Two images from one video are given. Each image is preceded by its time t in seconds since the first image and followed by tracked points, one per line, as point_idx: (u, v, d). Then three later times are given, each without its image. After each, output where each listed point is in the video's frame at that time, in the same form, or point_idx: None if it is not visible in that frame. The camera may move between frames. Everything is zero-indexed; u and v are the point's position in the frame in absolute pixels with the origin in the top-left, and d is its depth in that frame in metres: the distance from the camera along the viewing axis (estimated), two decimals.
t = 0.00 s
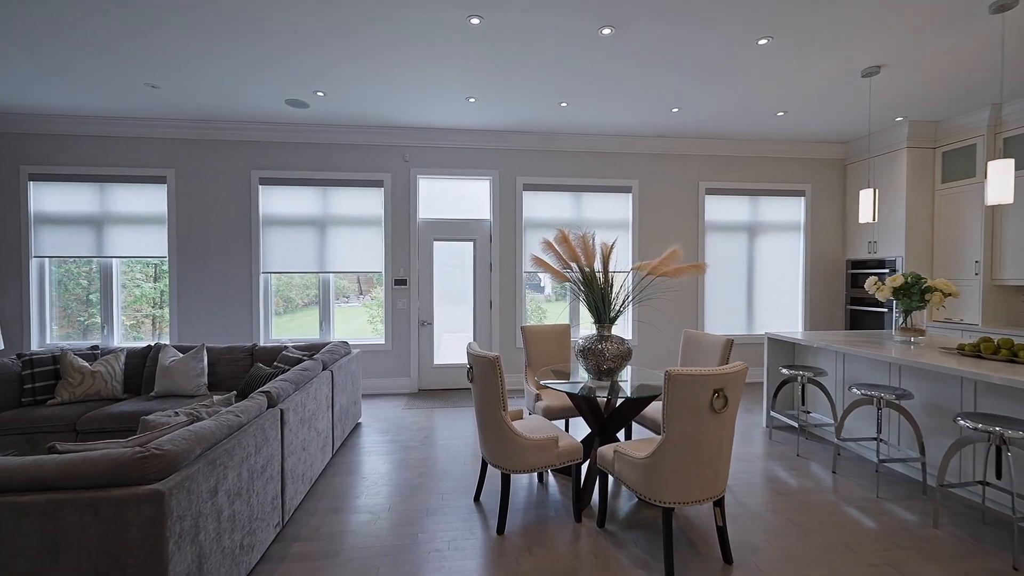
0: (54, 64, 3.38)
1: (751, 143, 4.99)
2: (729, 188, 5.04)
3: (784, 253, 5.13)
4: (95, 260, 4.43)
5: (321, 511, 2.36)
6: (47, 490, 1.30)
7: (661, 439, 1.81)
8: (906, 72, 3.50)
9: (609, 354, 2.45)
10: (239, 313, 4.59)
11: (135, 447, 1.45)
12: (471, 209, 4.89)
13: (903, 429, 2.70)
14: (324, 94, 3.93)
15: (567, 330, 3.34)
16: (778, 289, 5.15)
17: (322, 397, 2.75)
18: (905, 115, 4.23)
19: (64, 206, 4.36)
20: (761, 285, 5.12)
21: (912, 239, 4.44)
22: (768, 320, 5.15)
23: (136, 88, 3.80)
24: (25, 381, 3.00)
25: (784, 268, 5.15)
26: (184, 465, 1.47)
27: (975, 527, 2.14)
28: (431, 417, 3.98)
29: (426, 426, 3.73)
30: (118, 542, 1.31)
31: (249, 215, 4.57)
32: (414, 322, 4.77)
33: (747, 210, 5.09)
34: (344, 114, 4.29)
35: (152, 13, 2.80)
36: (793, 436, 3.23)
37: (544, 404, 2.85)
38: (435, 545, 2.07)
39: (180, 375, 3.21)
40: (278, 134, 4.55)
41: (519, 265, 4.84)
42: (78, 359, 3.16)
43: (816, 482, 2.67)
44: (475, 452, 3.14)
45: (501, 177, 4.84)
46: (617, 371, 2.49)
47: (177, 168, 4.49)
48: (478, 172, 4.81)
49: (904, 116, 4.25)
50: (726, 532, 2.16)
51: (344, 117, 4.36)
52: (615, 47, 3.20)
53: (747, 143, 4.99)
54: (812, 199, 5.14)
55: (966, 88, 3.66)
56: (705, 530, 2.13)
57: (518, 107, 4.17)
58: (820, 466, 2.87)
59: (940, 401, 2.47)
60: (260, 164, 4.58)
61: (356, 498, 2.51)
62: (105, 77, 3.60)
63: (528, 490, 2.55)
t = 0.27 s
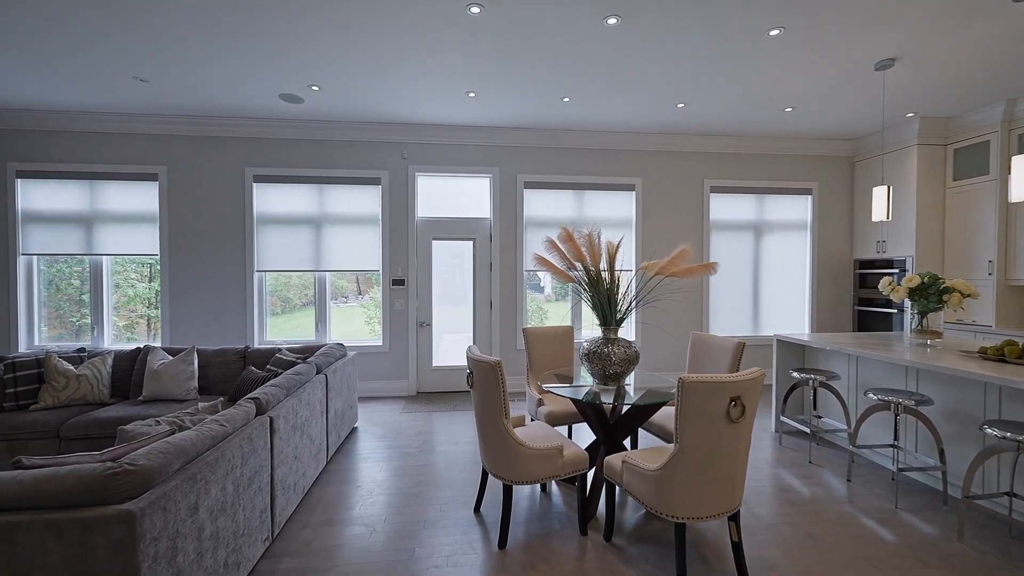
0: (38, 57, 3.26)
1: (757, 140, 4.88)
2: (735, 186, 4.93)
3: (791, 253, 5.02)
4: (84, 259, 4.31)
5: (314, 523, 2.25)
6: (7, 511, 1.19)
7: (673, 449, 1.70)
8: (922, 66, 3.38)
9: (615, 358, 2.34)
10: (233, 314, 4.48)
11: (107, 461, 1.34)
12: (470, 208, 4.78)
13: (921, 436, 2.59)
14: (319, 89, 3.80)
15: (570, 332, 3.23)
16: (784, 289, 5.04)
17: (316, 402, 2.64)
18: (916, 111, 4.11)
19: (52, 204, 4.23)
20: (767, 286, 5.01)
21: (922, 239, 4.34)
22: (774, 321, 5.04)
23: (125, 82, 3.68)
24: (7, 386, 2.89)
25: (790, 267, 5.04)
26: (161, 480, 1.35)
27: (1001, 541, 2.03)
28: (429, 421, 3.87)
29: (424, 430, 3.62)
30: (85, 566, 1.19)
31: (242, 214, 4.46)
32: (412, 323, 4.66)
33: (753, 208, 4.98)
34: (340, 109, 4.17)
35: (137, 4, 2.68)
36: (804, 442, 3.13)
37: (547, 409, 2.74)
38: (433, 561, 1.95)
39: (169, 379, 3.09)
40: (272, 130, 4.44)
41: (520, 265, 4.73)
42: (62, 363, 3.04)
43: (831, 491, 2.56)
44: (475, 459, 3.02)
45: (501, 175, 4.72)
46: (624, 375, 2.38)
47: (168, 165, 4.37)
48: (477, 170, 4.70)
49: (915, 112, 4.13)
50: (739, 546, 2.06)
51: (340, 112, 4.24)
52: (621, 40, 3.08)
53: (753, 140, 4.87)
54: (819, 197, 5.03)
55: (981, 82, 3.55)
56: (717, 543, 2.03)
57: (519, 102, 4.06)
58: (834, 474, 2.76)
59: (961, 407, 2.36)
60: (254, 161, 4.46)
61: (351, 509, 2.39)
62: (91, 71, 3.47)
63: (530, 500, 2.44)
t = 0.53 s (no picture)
0: (22, 50, 3.14)
1: (763, 137, 4.77)
2: (741, 185, 4.82)
3: (798, 252, 4.92)
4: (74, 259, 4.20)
5: (306, 537, 2.13)
6: None
7: (688, 461, 1.60)
8: (937, 60, 3.27)
9: (622, 363, 2.23)
10: (226, 315, 4.37)
11: (75, 479, 1.22)
12: (471, 206, 4.67)
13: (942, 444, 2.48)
14: (314, 83, 3.68)
15: (574, 334, 3.12)
16: (791, 290, 4.94)
17: (309, 408, 2.52)
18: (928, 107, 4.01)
19: (41, 202, 4.12)
20: (773, 286, 4.91)
21: (933, 238, 4.23)
22: (781, 322, 4.94)
23: (114, 77, 3.56)
24: None
25: (797, 267, 4.94)
26: (134, 499, 1.24)
27: None
28: (428, 425, 3.76)
29: (423, 436, 3.51)
30: None
31: (237, 212, 4.35)
32: (411, 325, 4.55)
33: (759, 207, 4.88)
34: (337, 105, 4.06)
35: None
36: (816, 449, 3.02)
37: (550, 415, 2.64)
38: None
39: (158, 384, 2.98)
40: (267, 126, 4.32)
41: (521, 265, 4.62)
42: (47, 366, 2.93)
43: (848, 501, 2.45)
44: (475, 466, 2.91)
45: (502, 173, 4.62)
46: (631, 381, 2.27)
47: (160, 163, 4.25)
48: (477, 167, 4.59)
49: (927, 108, 4.03)
50: (755, 562, 1.95)
51: (336, 108, 4.13)
52: (626, 32, 2.97)
53: (760, 137, 4.77)
54: (826, 196, 4.93)
55: (998, 77, 3.44)
56: (732, 560, 1.92)
57: (521, 97, 3.95)
58: (848, 482, 2.66)
59: (986, 415, 2.25)
60: (249, 159, 4.35)
61: (346, 521, 2.28)
62: (78, 66, 3.35)
63: (532, 512, 2.33)
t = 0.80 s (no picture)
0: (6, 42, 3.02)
1: (770, 133, 4.66)
2: (747, 182, 4.71)
3: (804, 251, 4.81)
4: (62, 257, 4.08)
5: (296, 550, 2.02)
6: None
7: (704, 472, 1.48)
8: (954, 52, 3.15)
9: (629, 366, 2.12)
10: (219, 315, 4.25)
11: (32, 497, 1.10)
12: (470, 204, 4.56)
13: (963, 450, 2.38)
14: (309, 76, 3.55)
15: (577, 334, 3.01)
16: (798, 289, 4.83)
17: (301, 413, 2.41)
18: (940, 101, 3.90)
19: (28, 200, 4.00)
20: (780, 285, 4.80)
21: (945, 237, 4.12)
22: (788, 322, 4.83)
23: (101, 71, 3.44)
24: None
25: (804, 267, 4.83)
26: (99, 519, 1.12)
27: None
28: (427, 429, 3.65)
29: (421, 440, 3.40)
30: None
31: (230, 210, 4.23)
32: (409, 325, 4.44)
33: (766, 205, 4.77)
34: (333, 99, 3.95)
35: None
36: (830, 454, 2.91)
37: (553, 420, 2.53)
38: None
39: (145, 387, 2.87)
40: (261, 122, 4.21)
41: (522, 263, 4.51)
42: (29, 370, 2.82)
43: (865, 510, 2.35)
44: (475, 473, 2.80)
45: (502, 169, 4.50)
46: (639, 385, 2.16)
47: (151, 159, 4.14)
48: (477, 164, 4.48)
49: (940, 102, 3.91)
50: None
51: (332, 103, 4.02)
52: (632, 23, 2.86)
53: (766, 132, 4.66)
54: (834, 193, 4.83)
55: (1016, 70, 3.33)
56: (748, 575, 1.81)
57: (522, 91, 3.83)
58: (864, 490, 2.55)
59: (1011, 420, 2.15)
60: (242, 155, 4.23)
61: (340, 532, 2.17)
62: (64, 59, 3.24)
63: (535, 522, 2.23)
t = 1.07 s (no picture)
0: None
1: (776, 129, 4.54)
2: (752, 179, 4.60)
3: (811, 250, 4.70)
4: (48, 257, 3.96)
5: (283, 567, 1.90)
6: None
7: (722, 487, 1.37)
8: (971, 44, 3.03)
9: (636, 370, 2.00)
10: (211, 316, 4.13)
11: None
12: (469, 202, 4.44)
13: (987, 458, 2.26)
14: (301, 68, 3.41)
15: (580, 336, 2.89)
16: (804, 289, 4.72)
17: (290, 420, 2.29)
18: (953, 96, 3.78)
19: (12, 197, 3.88)
20: (786, 286, 4.68)
21: (958, 236, 4.01)
22: (794, 323, 4.71)
23: (85, 64, 3.32)
24: None
25: (811, 266, 4.72)
26: (53, 546, 1.00)
27: None
28: (423, 434, 3.53)
29: (418, 446, 3.28)
30: None
31: (221, 208, 4.10)
32: (406, 327, 4.32)
33: (772, 203, 4.65)
34: (327, 94, 3.83)
35: None
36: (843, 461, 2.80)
37: (556, 426, 2.41)
38: None
39: (129, 391, 2.75)
40: (254, 117, 4.09)
41: (522, 263, 4.40)
42: (7, 375, 2.69)
43: (883, 521, 2.23)
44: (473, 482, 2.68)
45: (501, 166, 4.38)
46: (647, 391, 2.04)
47: (140, 156, 4.01)
48: (476, 161, 4.36)
49: (952, 97, 3.79)
50: None
51: (327, 98, 3.90)
52: (637, 12, 2.73)
53: (772, 129, 4.54)
54: (841, 191, 4.71)
55: None
56: None
57: (522, 85, 3.71)
58: (881, 499, 2.44)
59: None
60: (234, 151, 4.11)
61: (331, 546, 2.05)
62: (47, 51, 3.12)
63: (536, 535, 2.11)
